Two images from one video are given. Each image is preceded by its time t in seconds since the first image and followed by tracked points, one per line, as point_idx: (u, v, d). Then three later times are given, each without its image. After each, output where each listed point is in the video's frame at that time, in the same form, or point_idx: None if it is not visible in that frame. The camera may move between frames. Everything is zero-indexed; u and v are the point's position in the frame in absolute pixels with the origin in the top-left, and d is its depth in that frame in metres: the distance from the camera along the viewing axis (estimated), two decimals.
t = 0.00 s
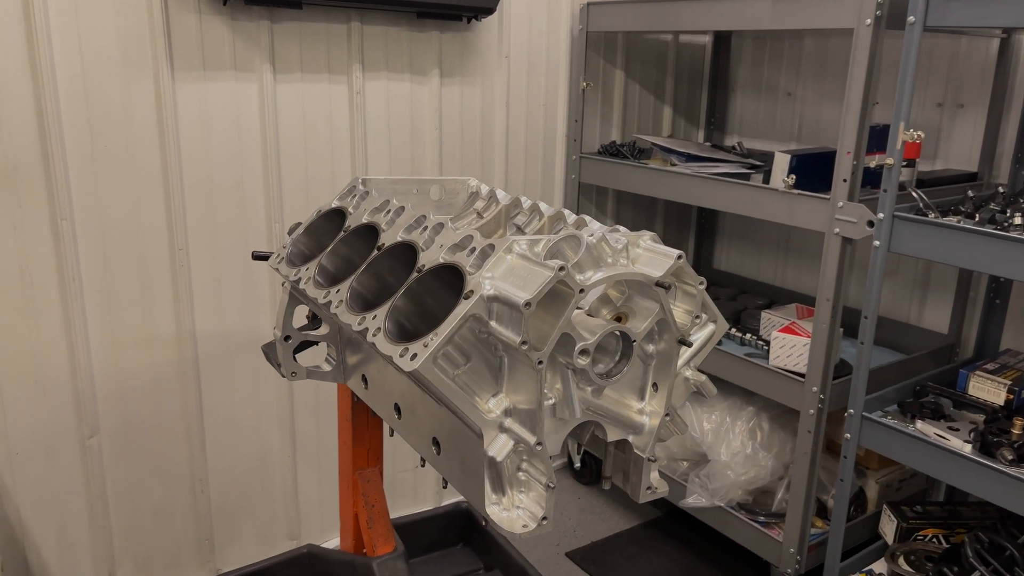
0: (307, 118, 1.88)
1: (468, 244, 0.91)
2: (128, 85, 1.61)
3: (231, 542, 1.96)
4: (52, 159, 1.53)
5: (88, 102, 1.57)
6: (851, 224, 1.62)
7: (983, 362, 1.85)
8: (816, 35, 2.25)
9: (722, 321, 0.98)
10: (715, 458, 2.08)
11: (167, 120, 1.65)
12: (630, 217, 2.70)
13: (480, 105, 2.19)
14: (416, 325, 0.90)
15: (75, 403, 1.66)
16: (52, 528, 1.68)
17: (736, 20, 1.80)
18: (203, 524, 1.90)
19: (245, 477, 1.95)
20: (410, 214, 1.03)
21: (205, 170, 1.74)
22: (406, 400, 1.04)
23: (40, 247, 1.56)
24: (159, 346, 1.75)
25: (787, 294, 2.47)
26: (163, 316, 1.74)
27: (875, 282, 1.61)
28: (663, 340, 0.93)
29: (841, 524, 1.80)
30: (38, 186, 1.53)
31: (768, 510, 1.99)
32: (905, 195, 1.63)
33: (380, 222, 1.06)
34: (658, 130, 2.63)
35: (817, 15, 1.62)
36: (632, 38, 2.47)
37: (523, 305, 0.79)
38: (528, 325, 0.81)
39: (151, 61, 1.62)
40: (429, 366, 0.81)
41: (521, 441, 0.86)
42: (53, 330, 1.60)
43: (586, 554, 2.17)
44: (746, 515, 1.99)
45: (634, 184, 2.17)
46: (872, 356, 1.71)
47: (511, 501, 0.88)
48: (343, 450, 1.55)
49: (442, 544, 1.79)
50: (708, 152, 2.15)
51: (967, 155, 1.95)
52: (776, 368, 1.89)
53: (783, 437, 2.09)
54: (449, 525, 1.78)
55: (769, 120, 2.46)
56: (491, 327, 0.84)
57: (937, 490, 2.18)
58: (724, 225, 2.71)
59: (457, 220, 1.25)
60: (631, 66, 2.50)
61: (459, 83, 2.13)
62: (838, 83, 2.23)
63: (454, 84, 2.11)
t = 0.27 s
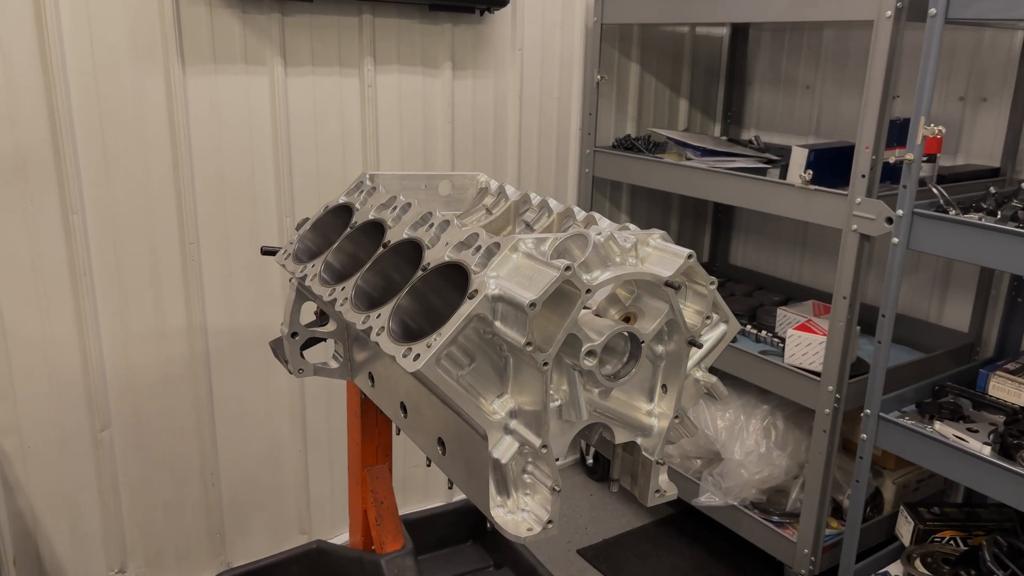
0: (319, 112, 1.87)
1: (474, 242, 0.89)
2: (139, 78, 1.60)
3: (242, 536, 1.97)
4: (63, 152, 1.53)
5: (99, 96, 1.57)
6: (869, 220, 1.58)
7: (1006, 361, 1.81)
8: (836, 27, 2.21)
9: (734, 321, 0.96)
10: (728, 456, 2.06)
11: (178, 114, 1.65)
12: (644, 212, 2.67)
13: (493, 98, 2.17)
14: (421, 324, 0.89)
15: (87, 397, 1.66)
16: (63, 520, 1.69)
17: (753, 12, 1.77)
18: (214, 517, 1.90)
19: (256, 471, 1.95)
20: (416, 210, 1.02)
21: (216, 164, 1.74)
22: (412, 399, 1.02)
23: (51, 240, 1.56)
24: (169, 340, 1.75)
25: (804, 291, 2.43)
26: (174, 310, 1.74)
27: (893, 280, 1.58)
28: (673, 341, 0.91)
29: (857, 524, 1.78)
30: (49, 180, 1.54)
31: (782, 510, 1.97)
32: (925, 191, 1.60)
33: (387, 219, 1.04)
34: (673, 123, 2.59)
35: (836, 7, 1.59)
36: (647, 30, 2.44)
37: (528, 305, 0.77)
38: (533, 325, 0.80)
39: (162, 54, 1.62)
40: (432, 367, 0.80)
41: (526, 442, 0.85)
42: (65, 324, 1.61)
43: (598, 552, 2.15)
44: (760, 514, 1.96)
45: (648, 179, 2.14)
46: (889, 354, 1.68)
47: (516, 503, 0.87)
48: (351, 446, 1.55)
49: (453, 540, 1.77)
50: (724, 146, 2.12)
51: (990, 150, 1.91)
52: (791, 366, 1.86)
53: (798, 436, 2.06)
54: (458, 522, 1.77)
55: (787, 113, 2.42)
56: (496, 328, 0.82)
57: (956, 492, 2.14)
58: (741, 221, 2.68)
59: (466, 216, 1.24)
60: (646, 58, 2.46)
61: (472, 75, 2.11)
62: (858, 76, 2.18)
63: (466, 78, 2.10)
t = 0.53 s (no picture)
0: (329, 105, 1.86)
1: (477, 240, 0.88)
2: (148, 71, 1.60)
3: (252, 530, 1.97)
4: (72, 146, 1.53)
5: (108, 90, 1.56)
6: (886, 217, 1.55)
7: None
8: (855, 19, 2.17)
9: (744, 321, 0.93)
10: (741, 455, 2.03)
11: (188, 107, 1.64)
12: (659, 207, 2.64)
13: (506, 91, 2.15)
14: (423, 323, 0.88)
15: (97, 390, 1.67)
16: (74, 513, 1.70)
17: (769, 3, 1.74)
18: (224, 511, 1.91)
19: (266, 465, 1.95)
20: (420, 207, 1.00)
21: (226, 158, 1.73)
22: (415, 398, 1.01)
23: (61, 234, 1.57)
24: (179, 334, 1.75)
25: (821, 287, 2.40)
26: (184, 303, 1.74)
27: (910, 278, 1.55)
28: (681, 342, 0.89)
29: (872, 525, 1.75)
30: (59, 174, 1.54)
31: (795, 510, 1.94)
32: (944, 187, 1.56)
33: (391, 215, 1.03)
34: (689, 117, 2.56)
35: None
36: (662, 22, 2.40)
37: (530, 305, 0.76)
38: (536, 326, 0.78)
39: (171, 47, 1.61)
40: (433, 368, 0.79)
41: (528, 444, 0.83)
42: (75, 317, 1.61)
43: (608, 549, 2.14)
44: (772, 514, 1.94)
45: (662, 174, 2.11)
46: (906, 354, 1.65)
47: (519, 505, 0.85)
48: (360, 443, 1.54)
49: (461, 536, 1.77)
50: (739, 141, 2.09)
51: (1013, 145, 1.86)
52: (805, 365, 1.83)
53: (812, 435, 2.03)
54: (466, 519, 1.76)
55: (804, 107, 2.38)
56: (498, 328, 0.81)
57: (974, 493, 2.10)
58: (757, 216, 2.64)
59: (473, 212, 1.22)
60: (661, 51, 2.43)
61: (484, 69, 2.09)
62: (878, 69, 2.14)
63: (478, 71, 2.08)
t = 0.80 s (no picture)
0: (338, 97, 1.84)
1: (478, 236, 0.86)
2: (156, 63, 1.59)
3: (261, 523, 1.97)
4: (80, 138, 1.53)
5: (116, 82, 1.56)
6: (904, 213, 1.52)
7: None
8: (875, 9, 2.12)
9: (752, 321, 0.91)
10: (753, 453, 2.01)
11: (196, 99, 1.63)
12: (672, 201, 2.61)
13: (517, 83, 2.12)
14: (423, 321, 0.86)
15: (106, 382, 1.67)
16: (83, 505, 1.71)
17: None
18: (232, 504, 1.91)
19: (274, 458, 1.95)
20: (423, 202, 0.98)
21: (235, 150, 1.73)
22: (417, 396, 1.00)
23: (69, 226, 1.56)
24: (188, 327, 1.75)
25: (837, 283, 2.36)
26: (192, 296, 1.74)
27: (928, 275, 1.51)
28: (687, 341, 0.87)
29: (886, 525, 1.72)
30: (67, 166, 1.54)
31: (808, 509, 1.91)
32: (964, 182, 1.52)
33: (394, 210, 1.01)
34: (704, 109, 2.52)
35: None
36: (677, 13, 2.36)
37: (530, 304, 0.74)
38: (536, 325, 0.76)
39: (179, 39, 1.60)
40: (431, 368, 0.77)
41: (529, 446, 0.81)
42: (84, 310, 1.61)
43: (618, 546, 2.12)
44: (783, 513, 1.91)
45: (675, 167, 2.08)
46: (923, 353, 1.61)
47: (519, 508, 0.84)
48: (365, 438, 1.50)
49: (468, 532, 1.76)
50: (754, 133, 2.05)
51: None
52: (819, 362, 1.80)
53: (826, 434, 2.00)
54: (473, 514, 1.75)
55: (822, 99, 2.33)
56: (498, 327, 0.79)
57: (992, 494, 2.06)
58: (772, 210, 2.60)
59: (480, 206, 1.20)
60: (676, 42, 2.39)
61: (495, 60, 2.07)
62: (898, 61, 2.10)
63: (489, 63, 2.05)
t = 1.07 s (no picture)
0: (346, 91, 1.82)
1: (477, 236, 0.84)
2: (161, 57, 1.58)
3: (267, 517, 1.97)
4: (85, 132, 1.52)
5: (121, 75, 1.55)
6: (919, 211, 1.48)
7: None
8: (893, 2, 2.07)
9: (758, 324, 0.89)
10: (763, 453, 1.98)
11: (201, 93, 1.62)
12: (685, 197, 2.58)
13: (527, 77, 2.10)
14: (420, 323, 0.84)
15: (111, 376, 1.67)
16: (89, 498, 1.71)
17: None
18: (238, 499, 1.90)
19: (281, 453, 1.95)
20: (423, 200, 0.97)
21: (241, 144, 1.71)
22: (416, 396, 0.98)
23: (74, 221, 1.56)
24: (194, 322, 1.74)
25: (852, 281, 2.32)
26: (198, 291, 1.74)
27: (943, 275, 1.48)
28: (690, 345, 0.84)
29: (898, 528, 1.69)
30: (72, 159, 1.53)
31: (819, 511, 1.89)
32: (982, 180, 1.49)
33: (394, 207, 1.00)
34: (717, 104, 2.49)
35: None
36: (691, 5, 2.33)
37: (526, 307, 0.72)
38: (533, 329, 0.74)
39: (185, 32, 1.59)
40: (426, 371, 0.75)
41: (527, 451, 0.80)
42: (90, 304, 1.61)
43: (626, 545, 2.10)
44: (793, 514, 1.88)
45: (687, 163, 2.05)
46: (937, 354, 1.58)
47: (517, 513, 0.82)
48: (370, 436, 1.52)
49: (472, 531, 1.74)
50: (768, 128, 2.01)
51: None
52: (831, 362, 1.77)
53: (838, 435, 1.97)
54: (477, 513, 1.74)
55: (838, 94, 2.29)
56: (495, 330, 0.77)
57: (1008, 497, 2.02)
58: (787, 207, 2.56)
59: (483, 203, 1.18)
60: (690, 35, 2.36)
61: (504, 54, 2.04)
62: (916, 54, 2.05)
63: (498, 56, 2.03)
